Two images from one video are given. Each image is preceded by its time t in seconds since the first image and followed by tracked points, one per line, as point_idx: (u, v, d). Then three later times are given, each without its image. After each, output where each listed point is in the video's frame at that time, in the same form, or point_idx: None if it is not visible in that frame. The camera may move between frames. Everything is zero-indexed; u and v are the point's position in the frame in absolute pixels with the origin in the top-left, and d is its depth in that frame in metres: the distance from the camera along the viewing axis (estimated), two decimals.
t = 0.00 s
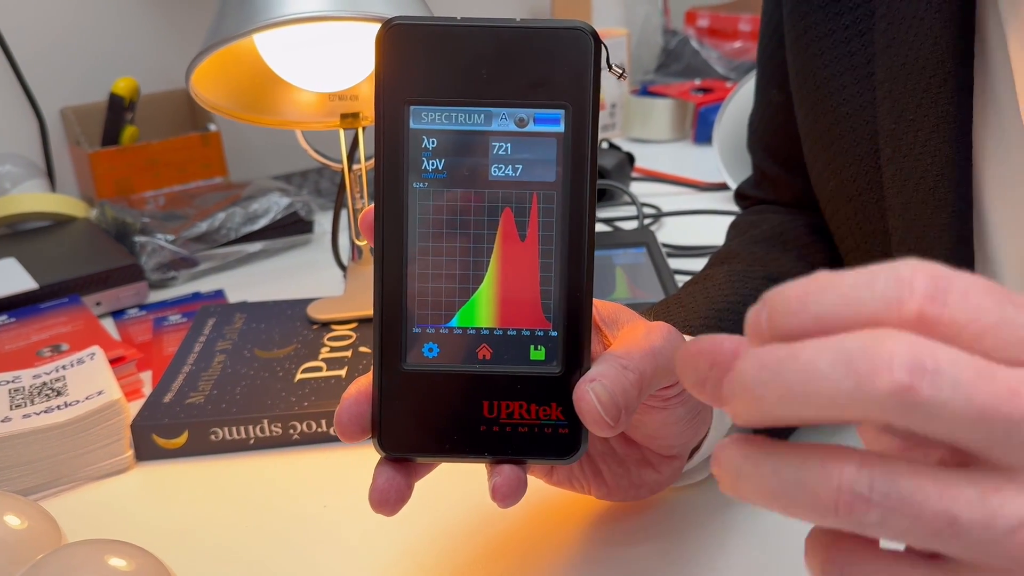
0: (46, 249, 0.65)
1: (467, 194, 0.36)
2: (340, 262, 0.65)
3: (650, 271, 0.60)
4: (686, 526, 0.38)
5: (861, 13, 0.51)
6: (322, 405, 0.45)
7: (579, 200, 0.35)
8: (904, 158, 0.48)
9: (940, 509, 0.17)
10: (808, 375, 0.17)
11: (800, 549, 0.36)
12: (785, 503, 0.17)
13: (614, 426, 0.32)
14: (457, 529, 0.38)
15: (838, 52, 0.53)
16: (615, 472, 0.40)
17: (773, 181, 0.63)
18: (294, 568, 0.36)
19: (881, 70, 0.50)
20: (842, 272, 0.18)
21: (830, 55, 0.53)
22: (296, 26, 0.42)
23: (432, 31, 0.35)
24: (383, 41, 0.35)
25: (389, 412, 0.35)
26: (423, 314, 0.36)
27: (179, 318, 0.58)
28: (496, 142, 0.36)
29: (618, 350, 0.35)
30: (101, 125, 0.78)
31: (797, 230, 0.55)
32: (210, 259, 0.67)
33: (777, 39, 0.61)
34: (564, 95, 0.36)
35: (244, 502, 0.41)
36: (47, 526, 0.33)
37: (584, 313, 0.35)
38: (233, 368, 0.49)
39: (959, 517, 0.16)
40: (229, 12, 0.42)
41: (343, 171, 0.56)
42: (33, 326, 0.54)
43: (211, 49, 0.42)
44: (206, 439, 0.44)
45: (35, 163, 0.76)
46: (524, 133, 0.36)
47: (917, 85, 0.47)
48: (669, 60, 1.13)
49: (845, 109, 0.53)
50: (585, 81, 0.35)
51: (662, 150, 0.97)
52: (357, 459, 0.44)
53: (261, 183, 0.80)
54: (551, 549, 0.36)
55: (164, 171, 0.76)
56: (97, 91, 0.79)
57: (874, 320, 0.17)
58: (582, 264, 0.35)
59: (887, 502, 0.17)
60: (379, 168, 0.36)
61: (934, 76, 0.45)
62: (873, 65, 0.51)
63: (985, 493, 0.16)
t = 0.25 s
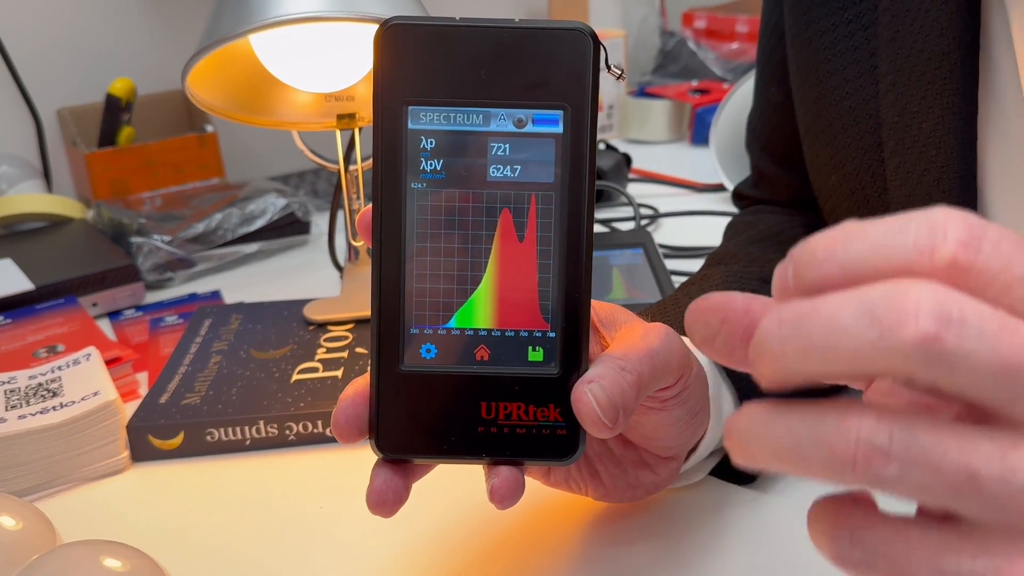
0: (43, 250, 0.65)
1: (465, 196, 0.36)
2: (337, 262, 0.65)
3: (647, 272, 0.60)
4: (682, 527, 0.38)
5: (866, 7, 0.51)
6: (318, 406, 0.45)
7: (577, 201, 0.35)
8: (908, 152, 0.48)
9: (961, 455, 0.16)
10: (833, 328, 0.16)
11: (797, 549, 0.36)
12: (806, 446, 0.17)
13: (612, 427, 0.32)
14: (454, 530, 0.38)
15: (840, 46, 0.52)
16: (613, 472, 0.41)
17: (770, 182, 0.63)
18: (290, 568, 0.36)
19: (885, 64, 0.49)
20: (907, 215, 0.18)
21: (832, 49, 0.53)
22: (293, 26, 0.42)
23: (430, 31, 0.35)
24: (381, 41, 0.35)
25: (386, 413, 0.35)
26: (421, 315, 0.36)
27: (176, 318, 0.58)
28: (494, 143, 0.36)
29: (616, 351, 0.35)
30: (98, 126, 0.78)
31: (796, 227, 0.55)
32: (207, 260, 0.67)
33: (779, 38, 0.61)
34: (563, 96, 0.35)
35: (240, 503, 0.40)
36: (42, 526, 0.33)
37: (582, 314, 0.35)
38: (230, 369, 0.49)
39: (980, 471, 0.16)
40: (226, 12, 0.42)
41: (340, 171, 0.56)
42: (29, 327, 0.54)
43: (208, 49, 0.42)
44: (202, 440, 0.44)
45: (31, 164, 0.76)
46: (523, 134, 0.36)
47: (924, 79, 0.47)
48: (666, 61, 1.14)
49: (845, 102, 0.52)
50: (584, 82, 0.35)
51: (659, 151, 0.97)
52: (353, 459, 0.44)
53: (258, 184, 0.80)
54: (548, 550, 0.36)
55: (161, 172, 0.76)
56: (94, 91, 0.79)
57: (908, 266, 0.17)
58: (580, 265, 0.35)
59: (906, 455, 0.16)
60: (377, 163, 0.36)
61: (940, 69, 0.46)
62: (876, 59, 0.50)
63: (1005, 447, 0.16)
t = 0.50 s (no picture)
0: (39, 252, 0.65)
1: (463, 197, 0.36)
2: (334, 265, 0.65)
3: (644, 274, 0.60)
4: (678, 529, 0.38)
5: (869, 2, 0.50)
6: (314, 408, 0.45)
7: (574, 203, 0.35)
8: (914, 145, 0.47)
9: (1004, 489, 0.13)
10: (866, 310, 0.14)
11: (792, 552, 0.36)
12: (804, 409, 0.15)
13: (608, 428, 0.32)
14: (451, 532, 0.38)
15: (842, 42, 0.52)
16: (610, 473, 0.41)
17: (767, 185, 0.63)
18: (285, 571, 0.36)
19: (889, 59, 0.49)
20: (947, 173, 0.14)
21: (835, 44, 0.53)
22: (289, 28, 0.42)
23: (428, 33, 0.35)
24: (379, 43, 0.35)
25: (382, 414, 0.35)
26: (418, 317, 0.36)
27: (172, 321, 0.58)
28: (491, 145, 0.36)
29: (612, 352, 0.35)
30: (94, 128, 0.78)
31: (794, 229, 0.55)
32: (204, 262, 0.67)
33: (782, 35, 0.61)
34: (560, 98, 0.36)
35: (235, 505, 0.40)
36: (36, 529, 0.33)
37: (578, 316, 0.35)
38: (226, 371, 0.49)
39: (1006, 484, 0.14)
40: (222, 14, 0.42)
41: (336, 173, 0.56)
42: (25, 329, 0.54)
43: (204, 51, 0.42)
44: (198, 443, 0.44)
45: (27, 166, 0.76)
46: (519, 136, 0.36)
47: (930, 72, 0.46)
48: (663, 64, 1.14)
49: (849, 98, 0.52)
50: (582, 84, 0.35)
51: (656, 154, 0.97)
52: (350, 462, 0.44)
53: (255, 186, 0.80)
54: (544, 552, 0.36)
55: (157, 174, 0.76)
56: (91, 94, 0.79)
57: (953, 232, 0.14)
58: (577, 267, 0.35)
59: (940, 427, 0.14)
60: (374, 165, 0.36)
61: (947, 61, 0.45)
62: (881, 53, 0.50)
63: None
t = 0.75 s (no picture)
0: (38, 256, 0.65)
1: (460, 204, 0.36)
2: (332, 269, 0.65)
3: (639, 278, 0.60)
4: (673, 532, 0.38)
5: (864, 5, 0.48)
6: (312, 412, 0.45)
7: (569, 209, 0.36)
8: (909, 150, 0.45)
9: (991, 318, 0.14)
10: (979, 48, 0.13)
11: (786, 554, 0.36)
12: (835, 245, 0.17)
13: (603, 433, 0.33)
14: (449, 534, 0.38)
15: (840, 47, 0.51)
16: (606, 476, 0.40)
17: (762, 190, 0.63)
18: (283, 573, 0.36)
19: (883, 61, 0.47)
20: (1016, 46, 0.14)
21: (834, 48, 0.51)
22: (288, 35, 0.43)
23: (427, 42, 0.35)
24: (378, 51, 0.35)
25: (380, 417, 0.35)
26: (416, 320, 0.37)
27: (170, 325, 0.58)
28: (488, 151, 0.36)
29: (607, 356, 0.36)
30: (92, 132, 0.78)
31: (791, 233, 0.54)
32: (202, 266, 0.67)
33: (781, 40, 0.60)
34: (556, 106, 0.36)
35: (234, 508, 0.41)
36: (37, 533, 0.33)
37: (574, 321, 0.36)
38: (224, 375, 0.49)
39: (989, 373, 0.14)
40: (220, 21, 0.43)
41: (334, 178, 0.57)
42: (23, 333, 0.54)
43: (204, 57, 0.42)
44: (196, 446, 0.44)
45: (25, 171, 0.76)
46: (516, 143, 0.36)
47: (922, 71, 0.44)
48: (660, 69, 1.14)
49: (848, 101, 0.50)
50: (578, 93, 0.36)
51: (652, 159, 0.98)
52: (348, 465, 0.44)
53: (252, 190, 0.80)
54: (540, 554, 0.37)
55: (155, 178, 0.76)
56: (89, 98, 0.79)
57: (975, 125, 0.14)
58: (574, 272, 0.36)
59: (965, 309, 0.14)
60: (372, 166, 0.36)
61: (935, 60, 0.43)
62: (876, 57, 0.48)
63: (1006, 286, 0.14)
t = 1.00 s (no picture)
0: (39, 262, 0.65)
1: (462, 216, 0.37)
2: (331, 275, 0.66)
3: (636, 285, 0.61)
4: (670, 535, 0.39)
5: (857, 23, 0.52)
6: (314, 417, 0.46)
7: (570, 222, 0.37)
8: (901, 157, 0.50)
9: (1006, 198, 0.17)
10: None
11: (781, 556, 0.37)
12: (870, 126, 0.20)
13: (601, 441, 0.33)
14: (449, 538, 0.39)
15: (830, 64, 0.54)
16: (602, 482, 0.41)
17: (756, 197, 0.64)
18: None
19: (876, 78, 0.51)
20: None
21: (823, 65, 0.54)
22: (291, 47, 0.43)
23: (431, 58, 0.36)
24: (382, 66, 0.36)
25: (383, 425, 0.36)
26: (418, 330, 0.37)
27: (171, 330, 0.59)
28: (490, 165, 0.37)
29: (606, 365, 0.36)
30: (93, 139, 0.79)
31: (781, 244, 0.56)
32: (202, 272, 0.68)
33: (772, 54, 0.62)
34: (557, 121, 0.37)
35: (237, 511, 0.41)
36: (45, 534, 0.34)
37: (573, 331, 0.36)
38: (226, 380, 0.50)
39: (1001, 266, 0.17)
40: (224, 32, 0.44)
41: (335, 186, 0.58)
42: (25, 338, 0.55)
43: (208, 68, 0.43)
44: (199, 450, 0.45)
45: (26, 177, 0.76)
46: (518, 157, 0.37)
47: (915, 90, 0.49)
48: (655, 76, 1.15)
49: (838, 115, 0.54)
50: (579, 108, 0.36)
51: (648, 166, 0.99)
52: (348, 469, 0.45)
53: (251, 197, 0.81)
54: (539, 558, 0.37)
55: (155, 185, 0.77)
56: (90, 105, 0.80)
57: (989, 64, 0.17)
58: (574, 284, 0.36)
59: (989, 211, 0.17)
60: (378, 173, 0.37)
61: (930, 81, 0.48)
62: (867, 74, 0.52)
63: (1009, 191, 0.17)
